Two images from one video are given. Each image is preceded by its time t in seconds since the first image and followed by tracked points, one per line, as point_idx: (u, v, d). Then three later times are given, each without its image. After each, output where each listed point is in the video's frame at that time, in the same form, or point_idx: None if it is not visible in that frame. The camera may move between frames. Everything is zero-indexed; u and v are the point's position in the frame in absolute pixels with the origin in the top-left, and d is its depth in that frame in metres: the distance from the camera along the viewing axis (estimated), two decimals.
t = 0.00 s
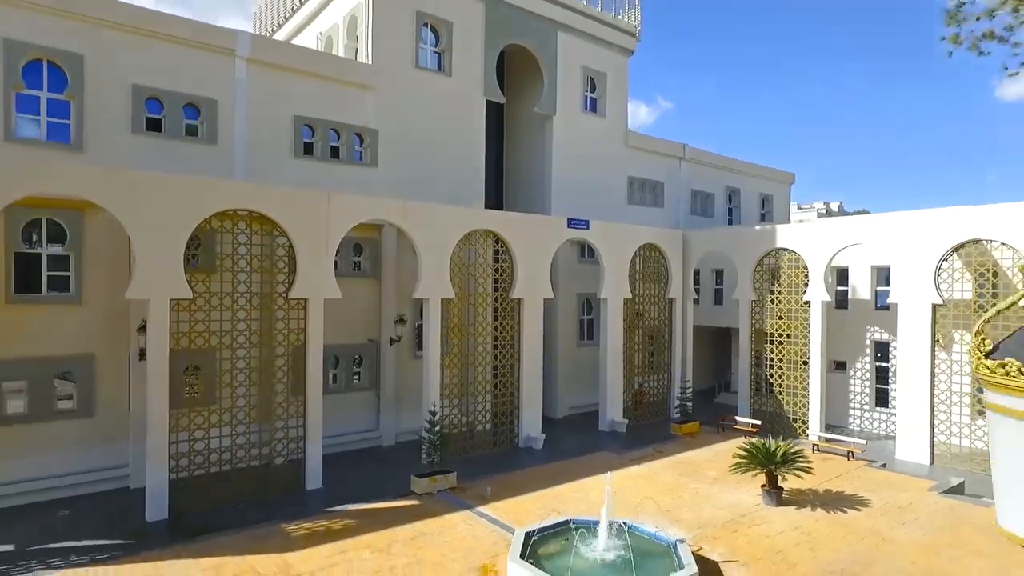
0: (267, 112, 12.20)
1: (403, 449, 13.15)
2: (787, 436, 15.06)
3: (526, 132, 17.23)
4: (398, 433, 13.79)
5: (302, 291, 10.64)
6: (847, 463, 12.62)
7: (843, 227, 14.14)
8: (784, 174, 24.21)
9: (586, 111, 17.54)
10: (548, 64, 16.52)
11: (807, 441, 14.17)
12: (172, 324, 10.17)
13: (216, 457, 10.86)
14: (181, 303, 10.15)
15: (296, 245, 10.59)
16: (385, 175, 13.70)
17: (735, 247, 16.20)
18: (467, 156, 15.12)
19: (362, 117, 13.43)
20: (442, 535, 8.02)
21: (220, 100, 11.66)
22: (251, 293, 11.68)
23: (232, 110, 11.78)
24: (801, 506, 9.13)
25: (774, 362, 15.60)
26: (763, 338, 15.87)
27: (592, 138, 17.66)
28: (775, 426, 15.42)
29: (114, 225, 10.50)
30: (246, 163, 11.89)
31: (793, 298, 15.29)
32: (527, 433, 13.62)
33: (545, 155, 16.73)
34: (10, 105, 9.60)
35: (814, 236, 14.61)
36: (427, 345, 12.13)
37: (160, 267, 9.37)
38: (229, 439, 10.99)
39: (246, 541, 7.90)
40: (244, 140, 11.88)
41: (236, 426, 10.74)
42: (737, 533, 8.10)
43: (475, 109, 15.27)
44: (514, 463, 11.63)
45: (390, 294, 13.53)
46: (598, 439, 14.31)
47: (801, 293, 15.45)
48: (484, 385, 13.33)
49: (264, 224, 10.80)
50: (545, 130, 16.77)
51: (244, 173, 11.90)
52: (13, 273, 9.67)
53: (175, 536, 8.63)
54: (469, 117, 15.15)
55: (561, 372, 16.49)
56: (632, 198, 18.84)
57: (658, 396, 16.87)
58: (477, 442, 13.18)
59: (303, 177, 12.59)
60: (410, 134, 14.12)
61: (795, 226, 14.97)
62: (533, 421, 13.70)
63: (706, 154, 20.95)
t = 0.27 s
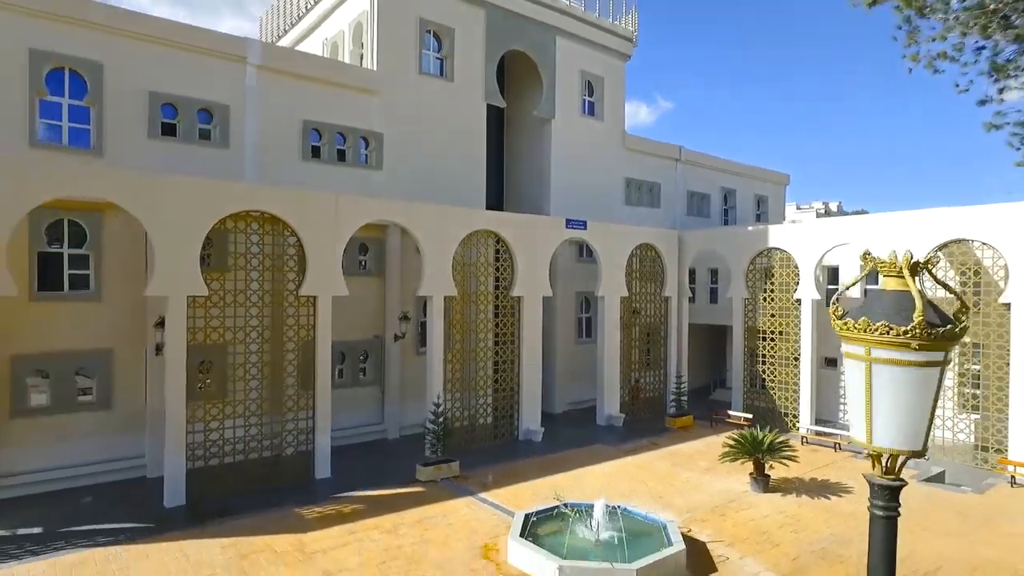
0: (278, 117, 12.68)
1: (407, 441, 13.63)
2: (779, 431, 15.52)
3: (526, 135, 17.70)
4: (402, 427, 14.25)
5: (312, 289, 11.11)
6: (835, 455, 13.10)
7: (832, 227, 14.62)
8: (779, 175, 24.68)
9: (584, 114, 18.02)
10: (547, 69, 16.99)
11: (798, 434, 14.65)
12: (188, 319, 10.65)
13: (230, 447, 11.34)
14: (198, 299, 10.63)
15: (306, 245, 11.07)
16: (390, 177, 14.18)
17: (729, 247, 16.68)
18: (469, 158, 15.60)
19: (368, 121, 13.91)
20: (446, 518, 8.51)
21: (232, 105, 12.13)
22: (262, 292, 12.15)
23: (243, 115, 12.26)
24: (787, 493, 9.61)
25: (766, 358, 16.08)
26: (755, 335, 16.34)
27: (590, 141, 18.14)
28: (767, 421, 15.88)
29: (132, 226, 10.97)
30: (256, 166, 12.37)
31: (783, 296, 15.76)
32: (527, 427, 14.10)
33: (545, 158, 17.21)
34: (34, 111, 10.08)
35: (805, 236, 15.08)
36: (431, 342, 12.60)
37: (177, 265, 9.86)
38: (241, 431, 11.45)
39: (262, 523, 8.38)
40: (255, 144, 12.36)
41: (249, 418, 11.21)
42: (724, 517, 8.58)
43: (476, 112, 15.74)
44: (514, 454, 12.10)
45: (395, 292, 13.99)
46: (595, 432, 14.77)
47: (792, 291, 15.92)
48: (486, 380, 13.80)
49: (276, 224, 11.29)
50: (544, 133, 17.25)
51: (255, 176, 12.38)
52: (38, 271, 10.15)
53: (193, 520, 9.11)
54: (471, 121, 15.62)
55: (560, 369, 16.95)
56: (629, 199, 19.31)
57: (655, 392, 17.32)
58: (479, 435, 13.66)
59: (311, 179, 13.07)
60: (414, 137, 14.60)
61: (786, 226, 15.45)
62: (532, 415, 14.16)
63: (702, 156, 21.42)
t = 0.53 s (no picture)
0: (285, 121, 13.10)
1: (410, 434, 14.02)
2: (772, 426, 15.91)
3: (526, 138, 18.11)
4: (405, 422, 14.65)
5: (318, 287, 11.52)
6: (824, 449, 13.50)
7: (823, 228, 15.03)
8: (775, 176, 25.08)
9: (582, 117, 18.42)
10: (546, 73, 17.39)
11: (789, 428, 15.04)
12: (201, 316, 11.06)
13: (240, 440, 11.74)
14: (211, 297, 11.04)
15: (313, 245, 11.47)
16: (393, 179, 14.59)
17: (723, 246, 17.08)
18: (470, 160, 16.01)
19: (372, 125, 14.32)
20: (448, 505, 8.92)
21: (241, 110, 12.55)
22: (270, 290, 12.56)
23: (252, 119, 12.68)
24: (775, 483, 10.02)
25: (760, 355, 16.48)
26: (749, 333, 16.74)
27: (588, 143, 18.54)
28: (760, 417, 16.27)
29: (147, 226, 11.38)
30: (265, 168, 12.79)
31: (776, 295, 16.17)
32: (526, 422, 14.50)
33: (544, 160, 17.62)
34: (52, 117, 10.50)
35: (797, 236, 15.49)
36: (434, 339, 13.00)
37: (189, 264, 10.26)
38: (251, 424, 11.86)
39: (273, 511, 8.79)
40: (264, 147, 12.78)
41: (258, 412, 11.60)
42: (713, 504, 8.99)
43: (477, 116, 16.15)
44: (514, 447, 12.51)
45: (398, 290, 14.40)
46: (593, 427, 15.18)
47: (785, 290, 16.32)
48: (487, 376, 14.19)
49: (284, 224, 11.70)
50: (544, 136, 17.66)
51: (264, 178, 12.80)
52: (56, 270, 10.57)
53: (206, 508, 9.53)
54: (472, 124, 16.03)
55: (559, 366, 17.35)
56: (627, 200, 19.72)
57: (652, 388, 17.72)
58: (480, 429, 14.05)
59: (317, 181, 13.49)
60: (416, 140, 15.02)
61: (779, 226, 15.85)
62: (532, 411, 14.57)
63: (699, 157, 21.82)
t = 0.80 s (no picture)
0: (293, 126, 13.57)
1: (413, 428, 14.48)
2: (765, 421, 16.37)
3: (526, 140, 18.58)
4: (408, 417, 15.12)
5: (326, 286, 11.97)
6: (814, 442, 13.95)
7: (814, 228, 15.50)
8: (770, 177, 25.54)
9: (581, 120, 18.89)
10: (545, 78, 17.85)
11: (781, 422, 15.50)
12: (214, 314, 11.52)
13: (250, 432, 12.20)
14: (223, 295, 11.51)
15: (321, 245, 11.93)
16: (397, 181, 15.06)
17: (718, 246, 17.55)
18: (471, 163, 16.48)
19: (377, 129, 14.79)
20: (452, 493, 9.39)
21: (251, 115, 13.03)
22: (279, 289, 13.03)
23: (261, 124, 13.15)
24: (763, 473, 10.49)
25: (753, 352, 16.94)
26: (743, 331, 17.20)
27: (586, 145, 19.01)
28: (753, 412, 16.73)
29: (162, 226, 11.85)
30: (274, 171, 13.27)
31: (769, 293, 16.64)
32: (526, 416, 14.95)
33: (544, 162, 18.09)
34: (72, 123, 10.97)
35: (789, 236, 15.96)
36: (437, 336, 13.45)
37: (204, 264, 10.73)
38: (261, 417, 12.32)
39: (285, 498, 9.26)
40: (273, 150, 13.25)
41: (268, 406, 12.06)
42: (704, 492, 9.46)
43: (478, 119, 16.61)
44: (514, 440, 12.97)
45: (402, 289, 14.87)
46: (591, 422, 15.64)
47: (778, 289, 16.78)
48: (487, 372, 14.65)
49: (294, 224, 12.18)
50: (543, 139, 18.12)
51: (272, 180, 13.27)
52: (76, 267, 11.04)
53: (220, 496, 9.99)
54: (473, 128, 16.50)
55: (558, 363, 17.81)
56: (624, 201, 20.18)
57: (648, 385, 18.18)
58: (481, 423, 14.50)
59: (324, 183, 13.96)
60: (419, 144, 15.48)
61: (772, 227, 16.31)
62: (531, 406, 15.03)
63: (695, 159, 22.27)
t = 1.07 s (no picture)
0: (301, 130, 14.06)
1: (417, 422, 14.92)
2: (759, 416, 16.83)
3: (526, 143, 19.04)
4: (411, 412, 15.58)
5: (333, 285, 12.43)
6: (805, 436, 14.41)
7: (806, 229, 15.95)
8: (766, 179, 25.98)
9: (580, 124, 19.36)
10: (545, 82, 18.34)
11: (773, 417, 15.96)
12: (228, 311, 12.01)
13: (261, 426, 12.68)
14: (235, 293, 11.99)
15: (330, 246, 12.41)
16: (401, 184, 15.54)
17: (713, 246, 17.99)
18: (474, 166, 16.95)
19: (382, 133, 15.27)
20: (456, 482, 9.86)
21: (261, 120, 13.51)
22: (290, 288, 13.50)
23: (271, 129, 13.64)
24: (753, 464, 10.96)
25: (748, 350, 17.41)
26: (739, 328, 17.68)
27: (585, 148, 19.50)
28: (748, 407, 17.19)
29: (177, 228, 12.31)
30: (283, 174, 13.76)
31: (762, 293, 17.12)
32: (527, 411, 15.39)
33: (543, 165, 18.58)
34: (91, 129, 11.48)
35: (781, 237, 16.43)
36: (440, 333, 13.89)
37: (217, 263, 11.19)
38: (271, 411, 12.80)
39: (298, 486, 9.74)
40: (281, 155, 13.74)
41: (278, 400, 12.53)
42: (695, 481, 9.93)
43: (480, 123, 17.08)
44: (516, 434, 13.42)
45: (406, 289, 15.34)
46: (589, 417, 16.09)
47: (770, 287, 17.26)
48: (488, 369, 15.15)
49: (303, 225, 12.64)
50: (543, 142, 18.60)
51: (281, 183, 13.75)
52: (95, 267, 11.49)
53: (234, 485, 10.46)
54: (475, 131, 16.97)
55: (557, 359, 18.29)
56: (623, 203, 20.63)
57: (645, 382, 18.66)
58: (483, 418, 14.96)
59: (331, 186, 14.44)
60: (423, 147, 15.97)
61: (765, 228, 16.76)
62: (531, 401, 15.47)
63: (692, 161, 22.73)
